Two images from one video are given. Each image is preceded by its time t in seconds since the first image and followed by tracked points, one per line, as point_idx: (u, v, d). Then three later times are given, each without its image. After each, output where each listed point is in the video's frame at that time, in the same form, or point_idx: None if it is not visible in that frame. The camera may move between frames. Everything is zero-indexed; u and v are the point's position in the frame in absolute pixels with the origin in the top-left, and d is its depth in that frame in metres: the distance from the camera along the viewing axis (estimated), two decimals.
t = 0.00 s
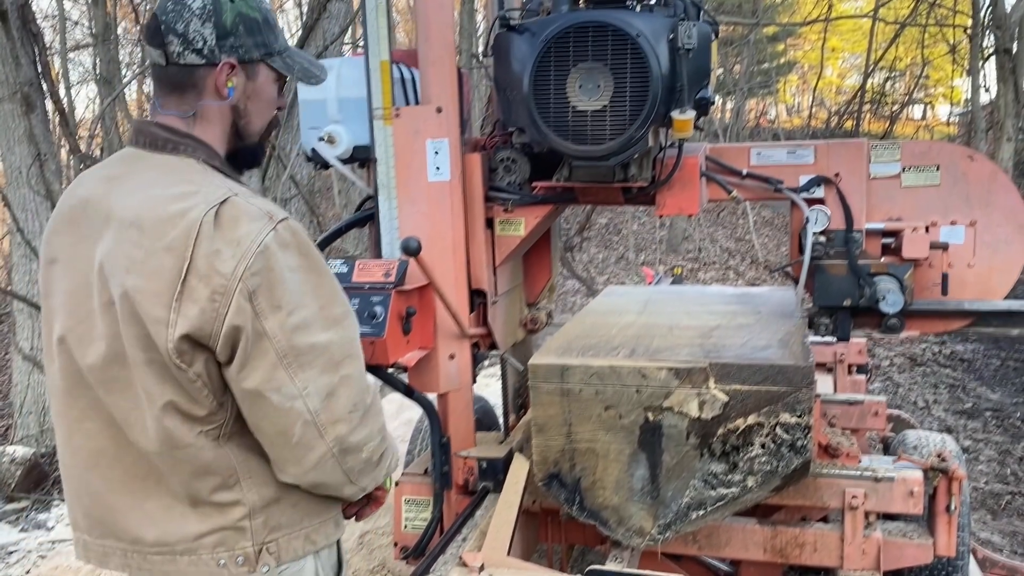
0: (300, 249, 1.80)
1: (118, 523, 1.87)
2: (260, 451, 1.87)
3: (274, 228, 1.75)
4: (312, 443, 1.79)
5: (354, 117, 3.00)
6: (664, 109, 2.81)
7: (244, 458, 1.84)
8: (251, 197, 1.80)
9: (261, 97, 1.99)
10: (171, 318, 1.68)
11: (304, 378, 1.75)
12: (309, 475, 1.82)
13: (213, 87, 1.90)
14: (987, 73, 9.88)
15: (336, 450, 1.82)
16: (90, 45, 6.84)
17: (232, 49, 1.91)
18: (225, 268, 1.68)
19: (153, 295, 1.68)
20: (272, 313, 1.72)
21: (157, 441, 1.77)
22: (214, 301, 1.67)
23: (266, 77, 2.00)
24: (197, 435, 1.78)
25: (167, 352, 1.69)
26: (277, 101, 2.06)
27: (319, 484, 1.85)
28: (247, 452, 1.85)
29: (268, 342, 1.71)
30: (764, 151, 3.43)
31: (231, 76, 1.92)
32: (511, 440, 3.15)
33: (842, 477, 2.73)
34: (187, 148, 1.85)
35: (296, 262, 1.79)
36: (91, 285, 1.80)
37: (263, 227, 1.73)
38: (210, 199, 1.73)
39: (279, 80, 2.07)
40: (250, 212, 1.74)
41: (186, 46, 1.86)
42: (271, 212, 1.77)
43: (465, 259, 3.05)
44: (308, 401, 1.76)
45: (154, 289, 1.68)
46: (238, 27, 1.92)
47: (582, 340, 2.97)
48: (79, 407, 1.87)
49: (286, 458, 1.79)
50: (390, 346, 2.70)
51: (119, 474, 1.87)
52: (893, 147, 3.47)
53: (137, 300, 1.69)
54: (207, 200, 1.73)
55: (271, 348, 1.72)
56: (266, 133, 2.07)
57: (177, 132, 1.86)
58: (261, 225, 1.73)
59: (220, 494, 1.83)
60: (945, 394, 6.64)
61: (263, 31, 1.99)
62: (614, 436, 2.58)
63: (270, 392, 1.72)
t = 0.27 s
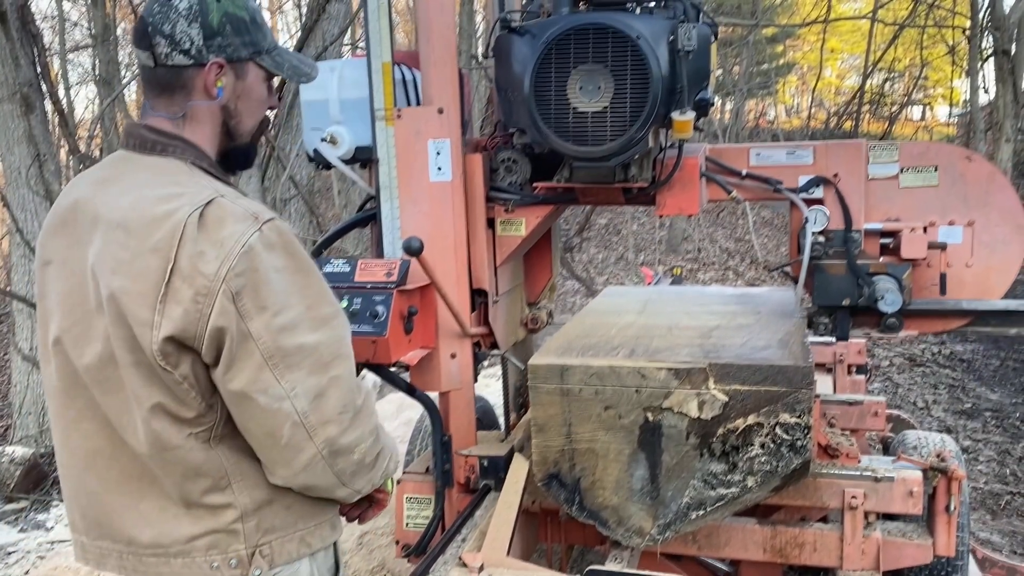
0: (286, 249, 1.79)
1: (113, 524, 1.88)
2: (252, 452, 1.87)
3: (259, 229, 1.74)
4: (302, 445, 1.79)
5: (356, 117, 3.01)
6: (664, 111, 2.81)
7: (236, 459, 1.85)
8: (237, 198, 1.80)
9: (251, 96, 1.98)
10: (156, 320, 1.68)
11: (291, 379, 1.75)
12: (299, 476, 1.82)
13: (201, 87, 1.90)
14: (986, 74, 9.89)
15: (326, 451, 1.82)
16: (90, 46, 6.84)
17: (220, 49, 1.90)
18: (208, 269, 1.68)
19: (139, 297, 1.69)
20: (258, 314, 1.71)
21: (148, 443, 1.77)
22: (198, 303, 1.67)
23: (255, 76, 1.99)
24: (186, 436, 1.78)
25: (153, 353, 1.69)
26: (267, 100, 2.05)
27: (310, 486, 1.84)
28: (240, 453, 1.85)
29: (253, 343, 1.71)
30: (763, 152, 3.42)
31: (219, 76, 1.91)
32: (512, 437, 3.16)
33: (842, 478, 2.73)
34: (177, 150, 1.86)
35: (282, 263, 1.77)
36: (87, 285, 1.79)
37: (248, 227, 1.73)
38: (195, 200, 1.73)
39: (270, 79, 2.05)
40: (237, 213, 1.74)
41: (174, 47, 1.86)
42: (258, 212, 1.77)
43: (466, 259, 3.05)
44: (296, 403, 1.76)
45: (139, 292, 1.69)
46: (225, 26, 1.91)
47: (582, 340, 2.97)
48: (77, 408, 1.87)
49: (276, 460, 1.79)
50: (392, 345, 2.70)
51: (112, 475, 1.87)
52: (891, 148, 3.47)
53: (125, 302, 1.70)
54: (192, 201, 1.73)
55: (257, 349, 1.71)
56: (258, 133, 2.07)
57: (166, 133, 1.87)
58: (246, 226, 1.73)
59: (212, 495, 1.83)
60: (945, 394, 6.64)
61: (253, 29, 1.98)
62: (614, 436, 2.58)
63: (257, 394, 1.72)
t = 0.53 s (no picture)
0: (285, 248, 1.79)
1: (115, 519, 1.88)
2: (251, 449, 1.87)
3: (258, 227, 1.75)
4: (299, 442, 1.78)
5: (359, 117, 3.00)
6: (665, 110, 2.81)
7: (235, 456, 1.85)
8: (237, 196, 1.80)
9: (254, 98, 1.98)
10: (154, 316, 1.68)
11: (288, 378, 1.74)
12: (297, 474, 1.81)
13: (204, 88, 1.90)
14: (987, 73, 9.89)
15: (324, 449, 1.81)
16: (90, 45, 6.84)
17: (224, 50, 1.90)
18: (206, 266, 1.68)
19: (136, 293, 1.69)
20: (255, 311, 1.71)
21: (147, 439, 1.77)
22: (195, 299, 1.67)
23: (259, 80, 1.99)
24: (185, 433, 1.78)
25: (150, 350, 1.69)
26: (271, 102, 2.05)
27: (308, 484, 1.84)
28: (239, 450, 1.85)
29: (250, 341, 1.71)
30: (764, 151, 3.41)
31: (223, 77, 1.91)
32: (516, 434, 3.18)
33: (842, 476, 2.73)
34: (178, 149, 1.87)
35: (281, 261, 1.77)
36: (91, 282, 1.79)
37: (246, 225, 1.73)
38: (194, 198, 1.74)
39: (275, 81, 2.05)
40: (236, 211, 1.75)
41: (178, 47, 1.86)
42: (256, 211, 1.77)
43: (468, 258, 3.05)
44: (293, 400, 1.75)
45: (137, 288, 1.69)
46: (230, 28, 1.91)
47: (583, 339, 2.97)
48: (81, 404, 1.87)
49: (273, 457, 1.79)
50: (396, 343, 2.70)
51: (113, 470, 1.87)
52: (891, 147, 3.46)
53: (123, 298, 1.70)
54: (192, 199, 1.73)
55: (254, 347, 1.71)
56: (261, 133, 2.07)
57: (168, 132, 1.87)
58: (245, 224, 1.73)
59: (211, 492, 1.83)
60: (945, 393, 6.64)
61: (257, 32, 1.97)
62: (614, 435, 2.58)
63: (254, 391, 1.72)
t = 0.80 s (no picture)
0: (287, 247, 1.79)
1: (119, 515, 1.89)
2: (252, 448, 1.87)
3: (261, 226, 1.75)
4: (299, 442, 1.78)
5: (363, 116, 3.00)
6: (666, 110, 2.81)
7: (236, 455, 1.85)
8: (241, 195, 1.81)
9: (264, 99, 1.98)
10: (156, 312, 1.68)
11: (288, 377, 1.74)
12: (297, 474, 1.81)
13: (215, 87, 1.90)
14: (987, 73, 9.89)
15: (324, 450, 1.81)
16: (90, 45, 6.85)
17: (235, 50, 1.90)
18: (208, 263, 1.68)
19: (140, 289, 1.70)
20: (257, 310, 1.71)
21: (149, 437, 1.77)
22: (197, 296, 1.67)
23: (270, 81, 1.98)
24: (186, 430, 1.78)
25: (153, 346, 1.70)
26: (281, 103, 2.05)
27: (308, 484, 1.83)
28: (240, 448, 1.86)
29: (251, 339, 1.70)
30: (764, 151, 3.42)
31: (233, 77, 1.92)
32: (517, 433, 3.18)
33: (842, 477, 2.73)
34: (188, 147, 1.87)
35: (283, 260, 1.77)
36: (97, 280, 1.80)
37: (249, 224, 1.73)
38: (199, 196, 1.74)
39: (285, 83, 2.05)
40: (239, 210, 1.75)
41: (189, 47, 1.87)
42: (260, 210, 1.77)
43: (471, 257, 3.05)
44: (294, 400, 1.75)
45: (141, 285, 1.70)
46: (240, 29, 1.91)
47: (582, 340, 2.97)
48: (87, 400, 1.88)
49: (273, 457, 1.79)
50: (399, 342, 2.71)
51: (118, 467, 1.88)
52: (890, 147, 3.46)
53: (128, 294, 1.70)
54: (197, 197, 1.74)
55: (255, 345, 1.71)
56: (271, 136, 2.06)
57: (178, 130, 1.87)
58: (248, 223, 1.73)
59: (212, 490, 1.83)
60: (945, 394, 6.64)
61: (267, 33, 1.98)
62: (614, 436, 2.58)
63: (255, 389, 1.71)
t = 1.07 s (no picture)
0: (290, 245, 1.79)
1: (124, 510, 1.89)
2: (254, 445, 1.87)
3: (264, 224, 1.75)
4: (301, 437, 1.77)
5: (366, 117, 3.00)
6: (667, 111, 2.81)
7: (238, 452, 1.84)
8: (245, 194, 1.81)
9: (267, 99, 1.98)
10: (161, 308, 1.69)
11: (290, 374, 1.74)
12: (299, 469, 1.80)
13: (218, 88, 1.90)
14: (987, 73, 9.89)
15: (326, 446, 1.80)
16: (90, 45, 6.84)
17: (238, 50, 1.90)
18: (212, 260, 1.68)
19: (146, 286, 1.70)
20: (260, 306, 1.71)
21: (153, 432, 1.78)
22: (201, 292, 1.67)
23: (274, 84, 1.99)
24: (190, 425, 1.78)
25: (158, 342, 1.70)
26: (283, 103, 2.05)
27: (310, 480, 1.83)
28: (242, 445, 1.85)
29: (254, 335, 1.70)
30: (764, 151, 3.42)
31: (236, 78, 1.91)
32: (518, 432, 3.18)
33: (842, 477, 2.73)
34: (192, 147, 1.87)
35: (286, 258, 1.77)
36: (102, 276, 1.80)
37: (252, 222, 1.74)
38: (203, 194, 1.75)
39: (287, 83, 2.04)
40: (243, 208, 1.76)
41: (193, 48, 1.87)
42: (263, 208, 1.78)
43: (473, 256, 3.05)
44: (296, 395, 1.75)
45: (146, 281, 1.70)
46: (243, 29, 1.91)
47: (582, 340, 2.97)
48: (96, 395, 1.88)
49: (276, 452, 1.78)
50: (404, 340, 2.71)
51: (124, 461, 1.88)
52: (889, 147, 3.48)
53: (133, 290, 1.71)
54: (201, 195, 1.74)
55: (258, 341, 1.71)
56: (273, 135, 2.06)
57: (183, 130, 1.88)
58: (251, 220, 1.74)
59: (215, 486, 1.83)
60: (945, 394, 6.64)
61: (270, 33, 1.97)
62: (614, 436, 2.58)
63: (257, 385, 1.71)
